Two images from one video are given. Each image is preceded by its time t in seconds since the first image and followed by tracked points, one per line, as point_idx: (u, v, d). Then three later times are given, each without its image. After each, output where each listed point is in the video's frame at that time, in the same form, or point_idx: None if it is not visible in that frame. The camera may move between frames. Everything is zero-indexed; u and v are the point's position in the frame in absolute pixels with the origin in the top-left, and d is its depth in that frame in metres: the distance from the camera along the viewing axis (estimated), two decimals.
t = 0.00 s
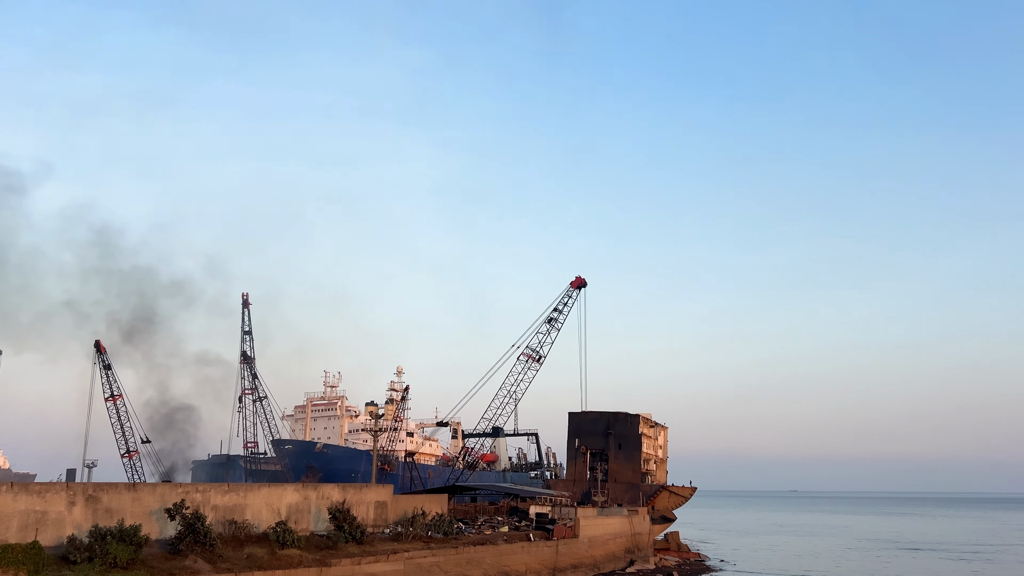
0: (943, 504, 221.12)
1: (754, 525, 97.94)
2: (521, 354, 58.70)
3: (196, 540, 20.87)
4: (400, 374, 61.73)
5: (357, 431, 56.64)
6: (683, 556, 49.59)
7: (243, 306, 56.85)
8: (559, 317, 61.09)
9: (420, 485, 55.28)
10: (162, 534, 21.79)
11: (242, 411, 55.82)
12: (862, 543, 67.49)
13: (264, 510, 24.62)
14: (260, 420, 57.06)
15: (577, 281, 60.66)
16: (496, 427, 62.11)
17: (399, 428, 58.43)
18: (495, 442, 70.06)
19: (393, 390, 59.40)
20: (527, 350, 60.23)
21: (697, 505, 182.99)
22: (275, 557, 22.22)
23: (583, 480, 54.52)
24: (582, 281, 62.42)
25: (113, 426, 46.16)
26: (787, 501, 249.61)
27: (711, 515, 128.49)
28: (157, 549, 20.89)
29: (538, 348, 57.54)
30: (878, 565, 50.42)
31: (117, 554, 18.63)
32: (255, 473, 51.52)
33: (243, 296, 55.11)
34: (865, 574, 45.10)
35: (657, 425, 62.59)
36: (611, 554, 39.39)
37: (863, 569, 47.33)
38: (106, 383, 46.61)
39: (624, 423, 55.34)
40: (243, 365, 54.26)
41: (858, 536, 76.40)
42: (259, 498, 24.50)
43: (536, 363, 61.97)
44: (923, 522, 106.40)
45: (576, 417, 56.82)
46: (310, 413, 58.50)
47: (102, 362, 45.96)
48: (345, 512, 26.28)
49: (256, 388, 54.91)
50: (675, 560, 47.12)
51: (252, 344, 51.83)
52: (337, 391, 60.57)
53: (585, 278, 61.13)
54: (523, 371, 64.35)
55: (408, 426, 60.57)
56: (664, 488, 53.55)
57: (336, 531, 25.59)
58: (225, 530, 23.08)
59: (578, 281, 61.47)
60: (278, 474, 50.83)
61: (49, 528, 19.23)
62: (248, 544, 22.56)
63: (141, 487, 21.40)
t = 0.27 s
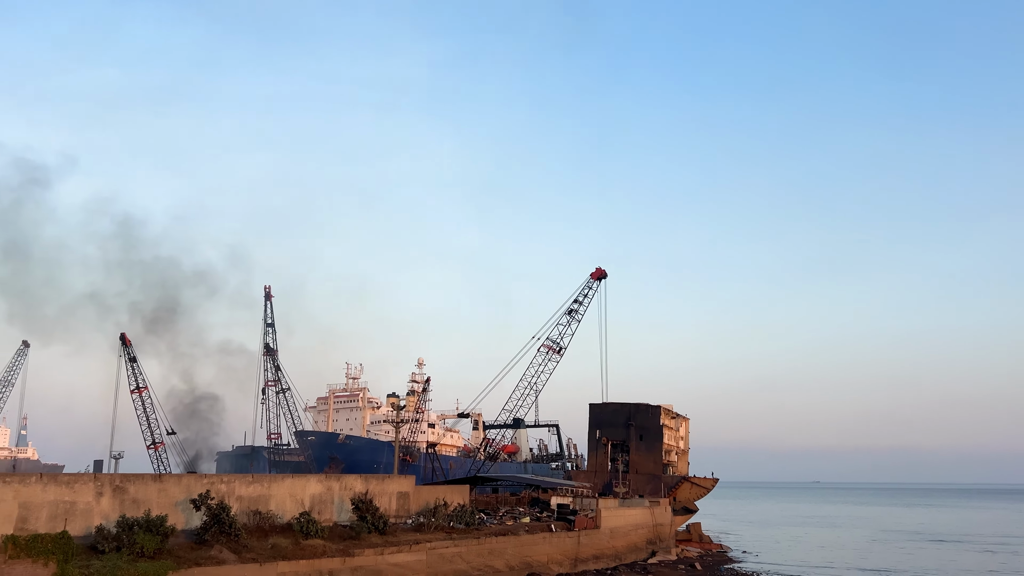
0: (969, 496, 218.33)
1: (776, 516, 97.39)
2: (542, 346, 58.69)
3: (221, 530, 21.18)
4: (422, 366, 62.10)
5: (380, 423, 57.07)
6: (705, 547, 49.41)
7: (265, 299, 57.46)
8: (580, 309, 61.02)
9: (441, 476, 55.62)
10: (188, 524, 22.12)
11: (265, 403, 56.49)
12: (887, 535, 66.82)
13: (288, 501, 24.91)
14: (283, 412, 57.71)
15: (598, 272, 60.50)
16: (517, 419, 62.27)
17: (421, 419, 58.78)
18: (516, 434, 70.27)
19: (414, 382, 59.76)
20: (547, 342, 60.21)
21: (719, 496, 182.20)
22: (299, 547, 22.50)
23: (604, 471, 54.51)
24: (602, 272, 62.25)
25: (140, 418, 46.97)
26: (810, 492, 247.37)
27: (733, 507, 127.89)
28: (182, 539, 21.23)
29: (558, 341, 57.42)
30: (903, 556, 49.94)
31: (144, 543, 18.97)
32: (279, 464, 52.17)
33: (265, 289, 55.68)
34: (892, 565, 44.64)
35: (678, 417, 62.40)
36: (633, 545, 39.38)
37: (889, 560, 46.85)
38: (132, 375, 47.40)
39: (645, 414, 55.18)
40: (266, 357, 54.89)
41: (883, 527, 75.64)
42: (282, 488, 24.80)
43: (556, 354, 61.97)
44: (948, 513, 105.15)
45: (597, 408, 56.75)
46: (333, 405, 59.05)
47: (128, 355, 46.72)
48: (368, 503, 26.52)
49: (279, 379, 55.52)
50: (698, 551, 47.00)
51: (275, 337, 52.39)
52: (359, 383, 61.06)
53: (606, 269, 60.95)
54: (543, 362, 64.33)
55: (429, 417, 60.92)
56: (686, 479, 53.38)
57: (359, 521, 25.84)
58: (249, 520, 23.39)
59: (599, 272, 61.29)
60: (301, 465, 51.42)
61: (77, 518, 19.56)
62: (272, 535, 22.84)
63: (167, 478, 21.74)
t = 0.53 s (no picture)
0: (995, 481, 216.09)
1: (800, 502, 96.77)
2: (562, 332, 58.64)
3: (246, 515, 21.53)
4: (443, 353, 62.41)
5: (401, 409, 57.53)
6: (728, 533, 49.31)
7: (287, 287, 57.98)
8: (601, 295, 60.84)
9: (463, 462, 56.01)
10: (213, 510, 22.47)
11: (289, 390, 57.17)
12: (913, 521, 66.22)
13: (312, 486, 25.23)
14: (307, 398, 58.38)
15: (618, 258, 60.20)
16: (538, 405, 62.43)
17: (442, 405, 59.14)
18: (537, 419, 70.49)
19: (436, 368, 60.09)
20: (568, 329, 60.12)
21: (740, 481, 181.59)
22: (324, 532, 22.80)
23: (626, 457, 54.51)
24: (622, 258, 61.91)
25: (166, 405, 47.76)
26: (834, 477, 245.38)
27: (755, 492, 127.54)
28: (209, 524, 21.60)
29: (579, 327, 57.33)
30: (929, 542, 49.52)
31: (171, 528, 19.32)
32: (303, 450, 52.84)
33: (287, 277, 56.16)
34: (917, 551, 44.21)
35: (700, 402, 62.14)
36: (655, 531, 39.41)
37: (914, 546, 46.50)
38: (157, 363, 48.18)
39: (667, 400, 55.00)
40: (289, 345, 55.48)
41: (908, 513, 75.01)
42: (307, 474, 25.12)
43: (577, 340, 61.91)
44: (976, 498, 103.58)
45: (618, 394, 56.66)
46: (355, 391, 59.59)
47: (153, 342, 47.47)
48: (391, 488, 26.79)
49: (302, 366, 56.13)
50: (720, 537, 46.95)
51: (297, 325, 52.88)
52: (381, 369, 61.54)
53: (627, 255, 60.64)
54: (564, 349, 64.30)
55: (450, 404, 61.28)
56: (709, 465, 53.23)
57: (382, 506, 26.12)
58: (274, 506, 23.73)
59: (619, 258, 61.01)
60: (324, 451, 52.05)
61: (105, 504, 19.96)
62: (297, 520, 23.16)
63: (193, 464, 22.10)
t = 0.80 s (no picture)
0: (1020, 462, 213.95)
1: (821, 483, 96.35)
2: (581, 314, 58.63)
3: (269, 496, 21.87)
4: (462, 335, 62.68)
5: (421, 391, 57.94)
6: (748, 513, 49.30)
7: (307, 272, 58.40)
8: (620, 277, 60.65)
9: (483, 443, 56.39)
10: (237, 491, 22.81)
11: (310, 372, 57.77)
12: (935, 501, 65.82)
13: (334, 468, 25.55)
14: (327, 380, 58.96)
15: (637, 239, 59.93)
16: (557, 387, 62.59)
17: (462, 387, 59.49)
18: (556, 401, 70.70)
19: (455, 350, 60.36)
20: (587, 311, 60.01)
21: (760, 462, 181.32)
22: (346, 512, 23.11)
23: (645, 438, 54.57)
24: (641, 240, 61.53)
25: (189, 388, 48.48)
26: (854, 458, 244.22)
27: (775, 473, 127.33)
28: (233, 504, 21.95)
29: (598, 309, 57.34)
30: (952, 522, 49.25)
31: (196, 509, 19.68)
32: (324, 431, 53.48)
33: (307, 260, 56.56)
34: (941, 532, 43.88)
35: (720, 383, 61.93)
36: (675, 511, 39.50)
37: (937, 526, 46.28)
38: (180, 346, 48.85)
39: (687, 382, 54.87)
40: (310, 328, 56.00)
41: (930, 494, 74.55)
42: (328, 455, 25.43)
43: (596, 322, 61.88)
44: (1000, 479, 102.56)
45: (638, 375, 56.62)
46: (375, 374, 60.10)
47: (176, 326, 48.15)
48: (412, 469, 27.07)
49: (322, 349, 56.67)
50: (740, 517, 46.99)
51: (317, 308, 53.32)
52: (400, 352, 61.96)
53: (646, 236, 60.32)
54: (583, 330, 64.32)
55: (470, 385, 61.60)
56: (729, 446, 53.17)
57: (403, 487, 26.40)
58: (296, 487, 24.07)
59: (639, 240, 60.68)
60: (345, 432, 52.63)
61: (131, 485, 20.34)
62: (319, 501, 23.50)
63: (217, 446, 22.46)
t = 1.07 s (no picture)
0: None
1: (839, 459, 96.03)
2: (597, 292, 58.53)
3: (289, 474, 22.21)
4: (478, 314, 62.83)
5: (438, 370, 58.30)
6: (765, 489, 49.34)
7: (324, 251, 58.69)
8: (636, 254, 60.34)
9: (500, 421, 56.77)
10: (257, 469, 23.15)
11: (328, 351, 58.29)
12: (955, 477, 65.51)
13: (352, 445, 25.83)
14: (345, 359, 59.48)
15: (654, 216, 59.51)
16: (573, 365, 62.71)
17: (479, 366, 59.78)
18: (573, 379, 70.88)
19: (471, 329, 60.57)
20: (602, 289, 59.86)
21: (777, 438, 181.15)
22: (365, 489, 23.43)
23: (662, 415, 54.62)
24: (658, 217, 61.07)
25: (209, 367, 49.13)
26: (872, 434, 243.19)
27: (792, 449, 127.19)
28: (253, 482, 22.30)
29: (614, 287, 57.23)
30: (971, 498, 49.03)
31: (217, 486, 20.02)
32: (343, 409, 54.07)
33: (323, 240, 56.83)
34: (961, 508, 43.64)
35: (737, 360, 61.72)
36: (692, 488, 39.62)
37: (956, 502, 46.09)
38: (200, 326, 49.43)
39: (704, 359, 54.73)
40: (326, 307, 56.37)
41: (949, 470, 74.19)
42: (347, 433, 25.73)
43: (612, 300, 61.76)
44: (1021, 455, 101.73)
45: (654, 353, 56.54)
46: (392, 352, 60.52)
47: (194, 306, 48.67)
48: (429, 447, 27.35)
49: (340, 328, 57.11)
50: (757, 493, 47.08)
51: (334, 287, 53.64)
52: (417, 330, 62.28)
53: (662, 213, 59.86)
54: (600, 308, 64.21)
55: (486, 364, 61.88)
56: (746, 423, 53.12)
57: (421, 464, 26.67)
58: (316, 464, 24.40)
59: (655, 217, 60.22)
60: (363, 410, 53.18)
61: (152, 463, 20.67)
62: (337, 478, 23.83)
63: (236, 424, 22.77)
